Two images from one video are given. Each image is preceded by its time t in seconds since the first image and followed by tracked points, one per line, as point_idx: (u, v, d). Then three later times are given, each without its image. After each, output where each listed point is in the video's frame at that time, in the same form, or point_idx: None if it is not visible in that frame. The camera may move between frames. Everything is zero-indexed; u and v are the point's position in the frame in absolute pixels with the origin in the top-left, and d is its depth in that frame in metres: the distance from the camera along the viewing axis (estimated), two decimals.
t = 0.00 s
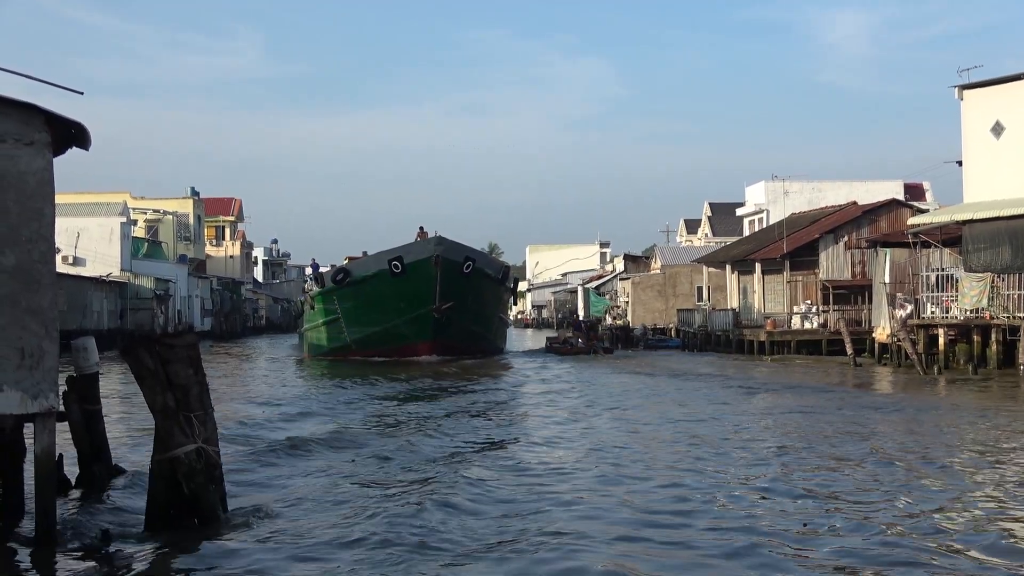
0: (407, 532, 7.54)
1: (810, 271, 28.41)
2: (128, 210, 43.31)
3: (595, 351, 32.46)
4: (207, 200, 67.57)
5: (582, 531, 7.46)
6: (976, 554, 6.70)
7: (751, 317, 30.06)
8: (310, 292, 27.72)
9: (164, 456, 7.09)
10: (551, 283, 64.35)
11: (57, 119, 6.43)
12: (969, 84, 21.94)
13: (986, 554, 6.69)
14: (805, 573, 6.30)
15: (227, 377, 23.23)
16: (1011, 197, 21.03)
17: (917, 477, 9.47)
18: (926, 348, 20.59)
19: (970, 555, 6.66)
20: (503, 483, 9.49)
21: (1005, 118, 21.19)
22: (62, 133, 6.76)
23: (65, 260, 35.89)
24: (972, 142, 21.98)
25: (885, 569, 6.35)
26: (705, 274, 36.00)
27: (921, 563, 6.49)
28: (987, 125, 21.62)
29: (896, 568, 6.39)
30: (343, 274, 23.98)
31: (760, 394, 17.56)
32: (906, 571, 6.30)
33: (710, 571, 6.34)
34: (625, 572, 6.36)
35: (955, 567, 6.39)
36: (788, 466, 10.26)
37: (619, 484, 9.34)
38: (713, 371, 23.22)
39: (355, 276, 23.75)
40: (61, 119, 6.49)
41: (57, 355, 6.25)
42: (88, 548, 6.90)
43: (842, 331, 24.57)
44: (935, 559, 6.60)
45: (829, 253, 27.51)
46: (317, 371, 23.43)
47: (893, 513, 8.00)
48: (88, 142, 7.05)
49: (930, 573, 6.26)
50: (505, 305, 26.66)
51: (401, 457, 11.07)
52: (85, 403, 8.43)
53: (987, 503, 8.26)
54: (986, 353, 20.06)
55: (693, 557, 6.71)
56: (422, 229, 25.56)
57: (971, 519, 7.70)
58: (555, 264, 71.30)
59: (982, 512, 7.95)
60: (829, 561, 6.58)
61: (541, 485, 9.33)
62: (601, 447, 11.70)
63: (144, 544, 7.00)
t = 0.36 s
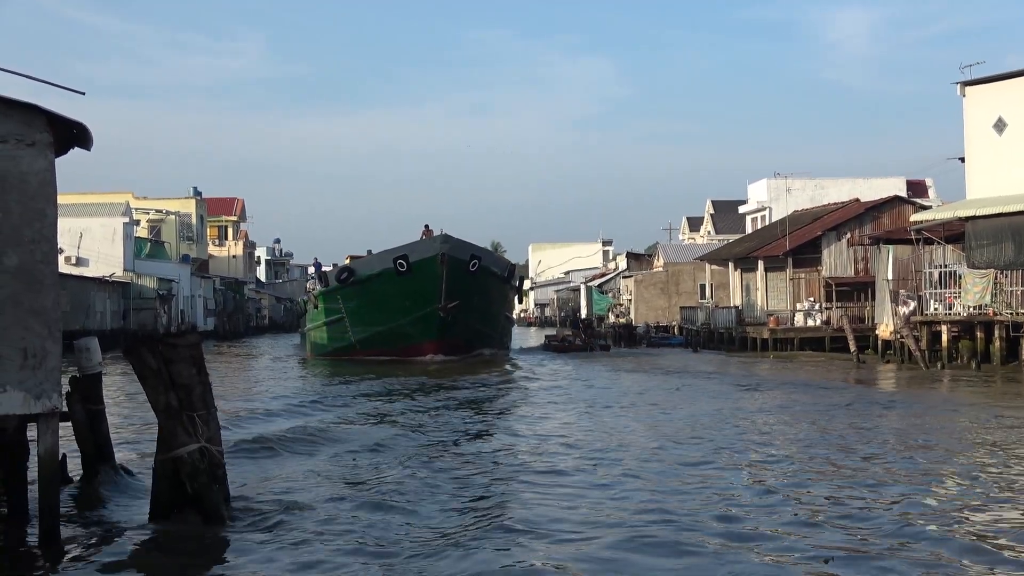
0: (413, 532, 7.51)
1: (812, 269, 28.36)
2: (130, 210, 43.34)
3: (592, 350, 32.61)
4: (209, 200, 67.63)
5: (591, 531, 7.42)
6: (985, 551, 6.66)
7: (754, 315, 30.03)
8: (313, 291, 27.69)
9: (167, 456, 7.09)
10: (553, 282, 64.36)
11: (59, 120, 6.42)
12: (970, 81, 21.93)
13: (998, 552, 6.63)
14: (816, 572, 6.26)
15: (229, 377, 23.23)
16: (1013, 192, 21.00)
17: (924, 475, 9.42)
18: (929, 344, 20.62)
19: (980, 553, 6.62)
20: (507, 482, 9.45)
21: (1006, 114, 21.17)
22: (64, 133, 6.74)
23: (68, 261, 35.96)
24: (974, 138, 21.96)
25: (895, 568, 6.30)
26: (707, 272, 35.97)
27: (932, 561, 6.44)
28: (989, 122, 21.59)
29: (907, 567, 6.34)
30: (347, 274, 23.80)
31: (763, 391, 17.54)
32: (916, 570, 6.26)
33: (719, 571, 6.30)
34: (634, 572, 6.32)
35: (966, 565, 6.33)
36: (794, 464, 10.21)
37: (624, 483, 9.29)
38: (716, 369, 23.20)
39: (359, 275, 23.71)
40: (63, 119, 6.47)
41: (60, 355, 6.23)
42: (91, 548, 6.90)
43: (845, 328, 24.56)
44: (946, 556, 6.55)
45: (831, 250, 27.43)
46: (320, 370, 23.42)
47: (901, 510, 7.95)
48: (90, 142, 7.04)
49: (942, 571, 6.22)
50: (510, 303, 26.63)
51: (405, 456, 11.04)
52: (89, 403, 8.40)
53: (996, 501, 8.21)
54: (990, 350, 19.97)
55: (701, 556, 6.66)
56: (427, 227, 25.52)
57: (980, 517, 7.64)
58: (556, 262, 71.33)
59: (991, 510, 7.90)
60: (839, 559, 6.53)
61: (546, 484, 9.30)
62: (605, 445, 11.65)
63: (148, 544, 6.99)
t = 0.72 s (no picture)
0: (416, 529, 7.49)
1: (815, 267, 28.23)
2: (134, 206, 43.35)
3: (589, 347, 33.37)
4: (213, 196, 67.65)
5: (595, 529, 7.38)
6: (991, 551, 6.61)
7: (757, 313, 29.99)
8: (316, 288, 27.67)
9: (170, 451, 7.12)
10: (556, 279, 64.33)
11: (64, 117, 6.42)
12: (974, 80, 21.89)
13: (1004, 552, 6.59)
14: (821, 571, 6.22)
15: (231, 374, 23.22)
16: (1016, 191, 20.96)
17: (928, 474, 9.39)
18: (932, 343, 20.56)
19: (986, 553, 6.57)
20: (510, 479, 9.44)
21: (1010, 114, 21.12)
22: (68, 129, 6.75)
23: (72, 256, 35.98)
24: (978, 137, 21.91)
25: (900, 568, 6.26)
26: (711, 270, 35.93)
27: (938, 561, 6.41)
28: (993, 121, 21.54)
29: (912, 567, 6.30)
30: (351, 270, 23.70)
31: (766, 389, 17.54)
32: (922, 570, 6.22)
33: (723, 570, 6.27)
34: (637, 571, 6.29)
35: (972, 566, 6.29)
36: (798, 462, 10.18)
37: (628, 481, 9.27)
38: (719, 367, 23.17)
39: (364, 272, 23.64)
40: (67, 116, 6.48)
41: (63, 351, 6.26)
42: (95, 546, 6.88)
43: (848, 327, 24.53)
44: (951, 556, 6.51)
45: (835, 249, 27.38)
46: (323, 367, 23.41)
47: (905, 510, 7.91)
48: (94, 138, 7.05)
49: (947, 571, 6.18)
50: (515, 300, 26.60)
51: (408, 453, 11.02)
52: (91, 400, 8.38)
53: (1001, 500, 8.17)
54: (992, 349, 19.78)
55: (705, 555, 6.63)
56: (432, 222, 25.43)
57: (985, 517, 7.61)
58: (559, 260, 71.30)
59: (996, 509, 7.86)
60: (844, 559, 6.50)
61: (549, 482, 9.28)
62: (608, 443, 11.63)
63: (152, 541, 6.98)
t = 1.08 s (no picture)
0: (418, 526, 7.47)
1: (819, 265, 28.11)
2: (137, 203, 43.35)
3: (591, 344, 33.36)
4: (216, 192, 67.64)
5: (598, 527, 7.35)
6: (996, 550, 6.57)
7: (760, 310, 29.96)
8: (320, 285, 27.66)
9: (173, 448, 7.11)
10: (559, 276, 64.30)
11: (68, 112, 6.42)
12: (978, 77, 21.83)
13: (1009, 551, 6.55)
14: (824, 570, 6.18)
15: (234, 370, 23.22)
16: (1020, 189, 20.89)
17: (932, 472, 9.35)
18: (935, 341, 20.53)
19: (990, 552, 6.53)
20: (513, 476, 9.41)
21: (1015, 111, 21.05)
22: (71, 125, 6.75)
23: (75, 253, 36.01)
24: (982, 134, 21.84)
25: (904, 567, 6.22)
26: (714, 267, 35.88)
27: (942, 560, 6.36)
28: (997, 118, 21.48)
29: (916, 566, 6.26)
30: (357, 266, 23.78)
31: (770, 387, 17.50)
32: (925, 568, 6.21)
33: (727, 568, 6.23)
34: (640, 569, 6.26)
35: (975, 565, 6.25)
36: (801, 460, 10.16)
37: (630, 478, 9.25)
38: (721, 364, 23.13)
39: (369, 268, 23.67)
40: (71, 111, 6.48)
41: (66, 347, 6.25)
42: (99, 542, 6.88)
43: (851, 324, 24.51)
44: (955, 556, 6.47)
45: (838, 247, 27.35)
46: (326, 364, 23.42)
47: (909, 508, 7.87)
48: (97, 134, 7.05)
49: (951, 570, 6.13)
50: (521, 297, 26.60)
51: (411, 450, 11.01)
52: (94, 396, 8.42)
53: (1005, 498, 8.16)
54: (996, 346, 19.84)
55: (708, 554, 6.60)
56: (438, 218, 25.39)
57: (989, 515, 7.59)
58: (562, 257, 71.24)
59: (999, 507, 7.85)
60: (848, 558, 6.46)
61: (552, 479, 9.25)
62: (611, 440, 11.60)
63: (156, 537, 6.98)
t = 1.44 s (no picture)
0: (423, 525, 7.42)
1: (822, 264, 28.15)
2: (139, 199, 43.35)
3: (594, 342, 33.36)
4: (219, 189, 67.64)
5: (604, 526, 7.31)
6: (1002, 551, 6.54)
7: (762, 309, 29.93)
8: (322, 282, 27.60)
9: (175, 445, 7.11)
10: (561, 275, 64.26)
11: (71, 109, 6.40)
12: (982, 76, 21.78)
13: (1008, 550, 6.54)
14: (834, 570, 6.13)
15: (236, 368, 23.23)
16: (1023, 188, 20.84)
17: (938, 472, 9.31)
18: (938, 340, 20.50)
19: (996, 551, 6.53)
20: (518, 475, 9.38)
21: (1018, 110, 20.99)
22: (74, 121, 6.73)
23: (78, 250, 36.04)
24: (985, 133, 21.79)
25: (903, 565, 6.22)
26: (716, 265, 35.81)
27: (953, 561, 6.32)
28: (1000, 117, 21.43)
29: (924, 566, 6.21)
30: (362, 263, 23.77)
31: (772, 385, 17.45)
32: (924, 566, 6.21)
33: (736, 568, 6.20)
34: (647, 569, 6.22)
35: (985, 565, 6.21)
36: (803, 458, 10.16)
37: (635, 477, 9.20)
38: (723, 362, 23.10)
39: (373, 265, 23.65)
40: (74, 108, 6.45)
41: (68, 344, 6.23)
42: (99, 539, 6.86)
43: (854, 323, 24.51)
44: (964, 555, 6.43)
45: (841, 245, 27.29)
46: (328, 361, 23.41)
47: (917, 508, 7.82)
48: (100, 131, 7.03)
49: (962, 571, 6.09)
50: (527, 295, 26.55)
51: (413, 447, 11.01)
52: (96, 392, 8.46)
53: (1006, 497, 8.15)
54: (998, 346, 20.01)
55: (716, 553, 6.56)
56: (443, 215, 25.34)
57: (989, 514, 7.58)
58: (564, 255, 71.18)
59: (1000, 506, 7.84)
60: (858, 558, 6.41)
61: (553, 477, 9.26)
62: (615, 439, 11.55)
63: (157, 535, 6.96)
